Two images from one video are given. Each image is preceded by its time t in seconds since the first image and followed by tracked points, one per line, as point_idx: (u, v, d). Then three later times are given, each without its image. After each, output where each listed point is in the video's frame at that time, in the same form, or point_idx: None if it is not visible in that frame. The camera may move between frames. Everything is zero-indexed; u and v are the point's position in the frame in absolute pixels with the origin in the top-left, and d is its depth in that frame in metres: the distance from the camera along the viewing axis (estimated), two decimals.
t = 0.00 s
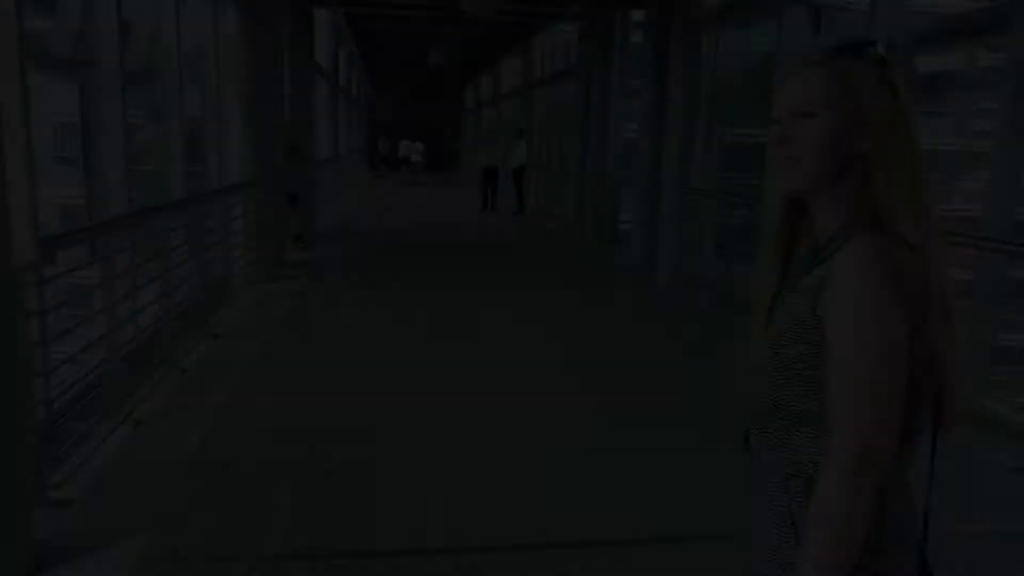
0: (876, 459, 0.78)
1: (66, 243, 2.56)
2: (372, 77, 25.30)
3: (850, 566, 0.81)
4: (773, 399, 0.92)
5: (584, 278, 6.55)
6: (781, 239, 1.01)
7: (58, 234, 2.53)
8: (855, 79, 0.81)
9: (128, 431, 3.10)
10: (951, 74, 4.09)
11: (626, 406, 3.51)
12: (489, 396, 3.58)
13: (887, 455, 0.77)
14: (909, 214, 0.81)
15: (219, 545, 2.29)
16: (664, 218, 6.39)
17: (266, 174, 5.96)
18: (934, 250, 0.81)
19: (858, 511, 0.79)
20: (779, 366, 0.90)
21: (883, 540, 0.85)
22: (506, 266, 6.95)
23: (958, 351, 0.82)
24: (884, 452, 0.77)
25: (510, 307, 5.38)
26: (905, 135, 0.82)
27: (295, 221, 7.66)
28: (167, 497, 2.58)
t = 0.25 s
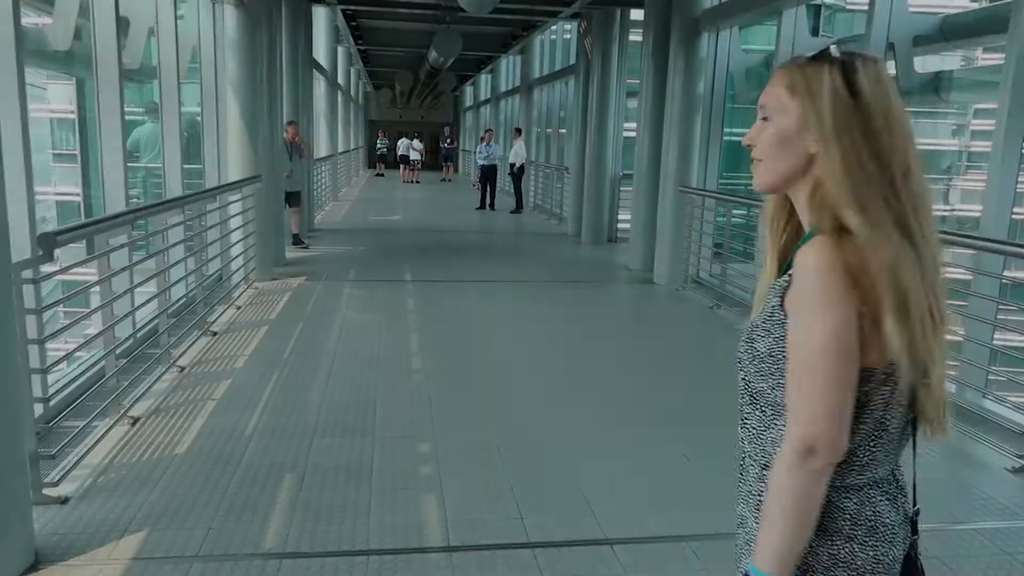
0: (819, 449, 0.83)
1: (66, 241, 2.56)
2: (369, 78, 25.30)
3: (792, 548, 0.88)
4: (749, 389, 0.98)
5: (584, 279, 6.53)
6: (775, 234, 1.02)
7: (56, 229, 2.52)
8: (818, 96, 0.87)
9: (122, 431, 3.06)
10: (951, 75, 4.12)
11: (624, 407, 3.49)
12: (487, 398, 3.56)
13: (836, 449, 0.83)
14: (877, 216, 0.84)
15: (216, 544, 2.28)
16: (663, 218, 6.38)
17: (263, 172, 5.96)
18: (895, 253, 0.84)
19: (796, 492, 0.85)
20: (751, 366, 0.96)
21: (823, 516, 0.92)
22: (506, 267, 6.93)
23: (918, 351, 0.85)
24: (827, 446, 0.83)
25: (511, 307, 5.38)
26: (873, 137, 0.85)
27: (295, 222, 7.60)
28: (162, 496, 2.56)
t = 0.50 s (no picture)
0: (765, 440, 0.86)
1: (67, 240, 2.55)
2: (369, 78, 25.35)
3: (740, 533, 0.92)
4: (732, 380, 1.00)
5: (585, 279, 6.52)
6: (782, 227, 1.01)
7: (56, 228, 2.51)
8: (777, 101, 0.88)
9: (122, 431, 3.06)
10: (952, 75, 4.13)
11: (625, 407, 3.48)
12: (486, 398, 3.55)
13: (780, 442, 0.85)
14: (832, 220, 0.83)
15: (215, 544, 2.27)
16: (663, 219, 6.38)
17: (263, 171, 5.93)
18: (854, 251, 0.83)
19: (737, 478, 0.89)
20: (732, 362, 0.98)
21: (783, 506, 0.93)
22: (506, 267, 6.93)
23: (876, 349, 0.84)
24: (771, 439, 0.86)
25: (512, 306, 5.38)
26: (822, 139, 0.84)
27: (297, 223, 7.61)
28: (162, 496, 2.55)
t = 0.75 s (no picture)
0: (727, 419, 0.93)
1: (67, 240, 2.55)
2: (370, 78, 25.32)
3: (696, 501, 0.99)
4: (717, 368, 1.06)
5: (585, 279, 6.52)
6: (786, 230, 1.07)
7: (57, 228, 2.50)
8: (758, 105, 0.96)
9: (122, 431, 3.06)
10: (954, 77, 4.12)
11: (625, 408, 3.48)
12: (485, 399, 3.55)
13: (741, 424, 0.92)
14: (788, 220, 0.89)
15: (216, 544, 2.27)
16: (665, 221, 6.38)
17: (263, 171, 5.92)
18: (810, 239, 0.88)
19: (699, 453, 0.96)
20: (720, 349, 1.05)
21: (748, 487, 1.00)
22: (507, 268, 6.93)
23: (836, 334, 0.88)
24: (733, 421, 0.93)
25: (512, 307, 5.38)
26: (785, 147, 0.90)
27: (297, 223, 7.61)
28: (162, 496, 2.55)
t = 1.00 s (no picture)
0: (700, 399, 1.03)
1: (68, 240, 2.55)
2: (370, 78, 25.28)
3: (674, 471, 1.10)
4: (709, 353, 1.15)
5: (584, 279, 6.53)
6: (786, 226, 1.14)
7: (58, 228, 2.50)
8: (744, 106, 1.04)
9: (122, 431, 3.05)
10: (955, 78, 4.13)
11: (626, 409, 3.49)
12: (485, 398, 3.56)
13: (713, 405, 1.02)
14: (754, 217, 0.98)
15: (216, 543, 2.27)
16: (665, 226, 6.39)
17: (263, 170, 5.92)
18: (773, 236, 0.97)
19: (674, 432, 1.08)
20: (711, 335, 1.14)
21: (727, 468, 1.08)
22: (507, 268, 6.94)
23: (797, 326, 0.96)
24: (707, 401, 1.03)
25: (513, 307, 5.39)
26: (760, 143, 0.99)
27: (297, 223, 7.62)
28: (162, 496, 2.55)
